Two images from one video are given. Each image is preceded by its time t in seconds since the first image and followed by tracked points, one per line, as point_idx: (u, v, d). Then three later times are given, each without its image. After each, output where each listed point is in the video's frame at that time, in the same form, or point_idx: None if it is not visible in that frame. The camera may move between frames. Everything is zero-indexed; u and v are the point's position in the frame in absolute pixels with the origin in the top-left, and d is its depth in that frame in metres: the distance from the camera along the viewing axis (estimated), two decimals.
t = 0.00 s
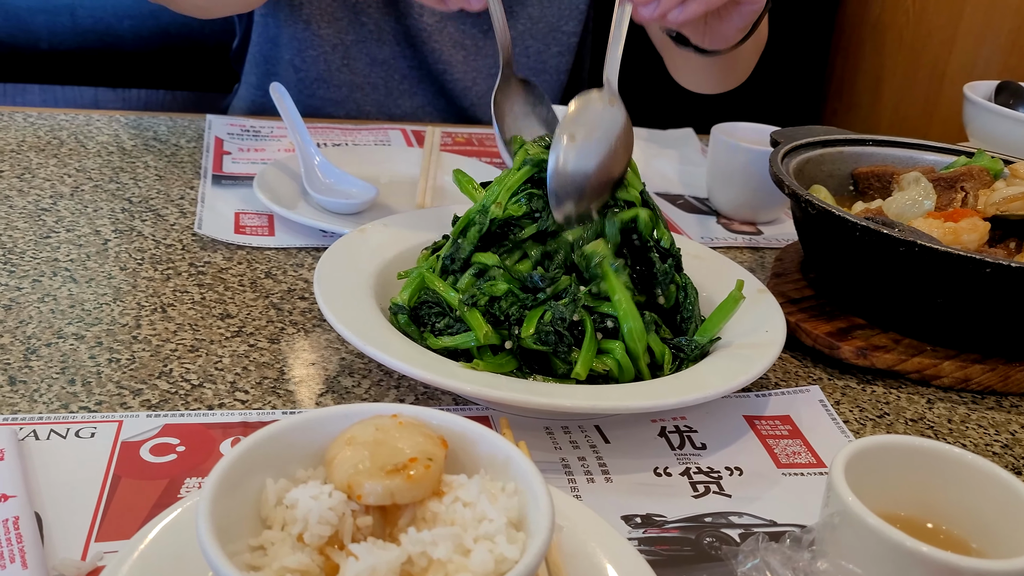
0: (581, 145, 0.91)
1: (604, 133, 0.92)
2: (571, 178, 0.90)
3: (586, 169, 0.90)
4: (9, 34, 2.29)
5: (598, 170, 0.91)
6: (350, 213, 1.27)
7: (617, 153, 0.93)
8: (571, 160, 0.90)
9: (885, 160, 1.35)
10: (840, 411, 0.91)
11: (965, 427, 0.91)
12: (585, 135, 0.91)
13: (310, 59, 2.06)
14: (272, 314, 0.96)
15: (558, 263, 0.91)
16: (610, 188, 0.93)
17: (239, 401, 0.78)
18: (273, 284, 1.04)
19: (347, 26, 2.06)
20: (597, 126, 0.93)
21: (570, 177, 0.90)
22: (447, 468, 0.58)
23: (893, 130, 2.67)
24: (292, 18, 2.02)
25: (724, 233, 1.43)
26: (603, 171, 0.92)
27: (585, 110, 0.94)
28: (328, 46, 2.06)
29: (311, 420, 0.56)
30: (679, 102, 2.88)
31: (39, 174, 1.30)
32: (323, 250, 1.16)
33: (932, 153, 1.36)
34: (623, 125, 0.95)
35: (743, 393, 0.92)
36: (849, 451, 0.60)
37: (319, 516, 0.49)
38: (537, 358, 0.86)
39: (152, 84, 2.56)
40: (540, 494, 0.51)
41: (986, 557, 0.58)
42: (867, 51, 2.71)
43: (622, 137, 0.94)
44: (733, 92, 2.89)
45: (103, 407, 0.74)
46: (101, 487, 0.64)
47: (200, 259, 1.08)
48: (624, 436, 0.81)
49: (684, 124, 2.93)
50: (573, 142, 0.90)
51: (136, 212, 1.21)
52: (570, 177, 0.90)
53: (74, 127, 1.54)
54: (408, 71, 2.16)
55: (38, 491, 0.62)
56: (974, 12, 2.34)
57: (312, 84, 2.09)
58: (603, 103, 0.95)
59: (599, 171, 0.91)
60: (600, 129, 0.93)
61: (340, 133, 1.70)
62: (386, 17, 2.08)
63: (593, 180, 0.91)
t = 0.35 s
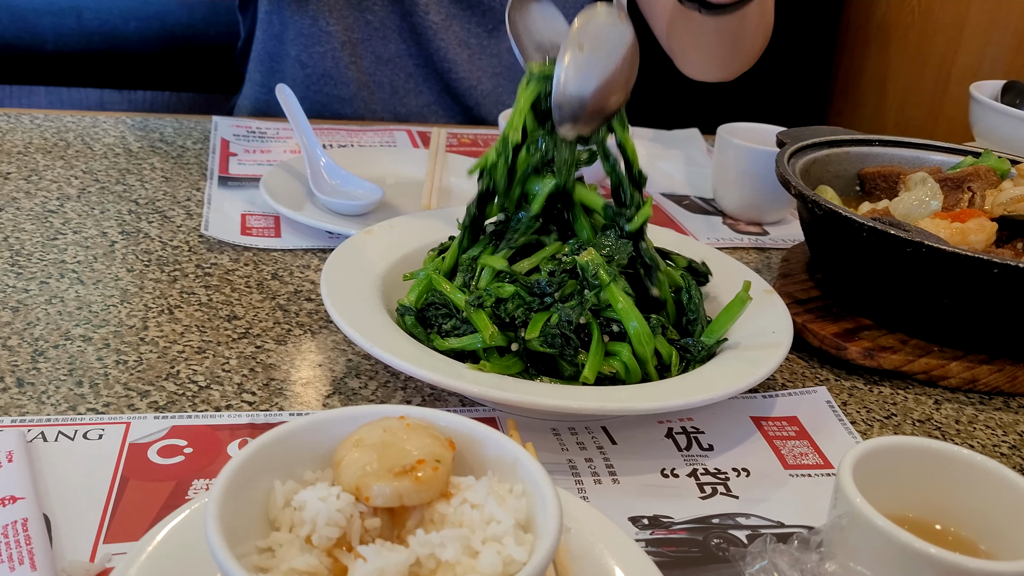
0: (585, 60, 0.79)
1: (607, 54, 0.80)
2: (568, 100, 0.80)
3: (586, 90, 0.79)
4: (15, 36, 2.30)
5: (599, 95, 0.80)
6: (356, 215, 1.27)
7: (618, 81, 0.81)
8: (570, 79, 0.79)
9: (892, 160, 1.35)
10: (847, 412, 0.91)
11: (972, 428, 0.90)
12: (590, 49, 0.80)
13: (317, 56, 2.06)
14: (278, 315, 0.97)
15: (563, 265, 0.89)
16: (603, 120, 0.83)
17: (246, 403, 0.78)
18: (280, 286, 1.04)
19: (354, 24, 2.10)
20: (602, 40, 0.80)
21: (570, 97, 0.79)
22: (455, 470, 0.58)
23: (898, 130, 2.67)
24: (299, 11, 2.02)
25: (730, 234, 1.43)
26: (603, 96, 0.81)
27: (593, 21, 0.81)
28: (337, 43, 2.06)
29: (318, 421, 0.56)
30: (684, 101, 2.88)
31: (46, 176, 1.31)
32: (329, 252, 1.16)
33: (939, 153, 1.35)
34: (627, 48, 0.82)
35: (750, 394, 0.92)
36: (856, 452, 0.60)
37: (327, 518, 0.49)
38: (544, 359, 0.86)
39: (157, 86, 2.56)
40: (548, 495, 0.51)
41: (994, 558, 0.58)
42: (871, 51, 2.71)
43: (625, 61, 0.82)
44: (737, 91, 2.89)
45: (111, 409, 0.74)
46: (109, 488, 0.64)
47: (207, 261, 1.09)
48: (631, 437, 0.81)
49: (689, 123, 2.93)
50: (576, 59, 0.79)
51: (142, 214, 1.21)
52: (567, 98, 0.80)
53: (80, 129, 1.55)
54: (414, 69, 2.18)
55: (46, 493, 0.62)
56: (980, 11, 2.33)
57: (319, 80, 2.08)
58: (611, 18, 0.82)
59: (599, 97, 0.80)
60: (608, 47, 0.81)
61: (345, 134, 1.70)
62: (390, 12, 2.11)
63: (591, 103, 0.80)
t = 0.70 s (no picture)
0: None
1: None
2: None
3: None
4: (14, 37, 2.29)
5: None
6: (355, 216, 1.27)
7: None
8: None
9: (892, 161, 1.34)
10: (847, 414, 0.90)
11: (973, 429, 0.90)
12: None
13: (323, 46, 2.05)
14: (276, 317, 0.96)
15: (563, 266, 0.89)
16: None
17: (243, 405, 0.78)
18: (278, 287, 1.04)
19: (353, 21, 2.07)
20: None
21: None
22: (453, 473, 0.58)
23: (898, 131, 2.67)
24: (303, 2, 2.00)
25: (730, 235, 1.42)
26: None
27: None
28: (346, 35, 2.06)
29: (315, 424, 0.55)
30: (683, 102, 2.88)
31: (43, 177, 1.30)
32: (328, 252, 1.16)
33: (938, 154, 1.35)
34: None
35: (749, 395, 0.91)
36: (856, 453, 0.60)
37: (324, 521, 0.49)
38: (542, 361, 0.86)
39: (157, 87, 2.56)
40: (547, 498, 0.51)
41: (996, 561, 0.58)
42: (870, 52, 2.71)
43: None
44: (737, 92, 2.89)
45: (107, 411, 0.74)
46: (105, 490, 0.64)
47: (204, 262, 1.08)
48: (630, 439, 0.81)
49: (689, 124, 2.93)
50: None
51: (140, 215, 1.21)
52: None
53: (78, 129, 1.54)
54: (414, 66, 2.18)
55: (42, 495, 0.62)
56: (981, 12, 2.33)
57: (324, 71, 2.08)
58: None
59: None
60: None
61: (344, 134, 1.70)
62: (388, 8, 2.10)
63: None
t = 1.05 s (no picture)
0: (565, 147, 0.93)
1: (586, 135, 0.96)
2: (547, 186, 0.93)
3: (561, 167, 0.93)
4: (15, 43, 2.30)
5: (577, 169, 0.94)
6: (355, 222, 1.27)
7: (593, 154, 0.96)
8: (552, 160, 0.92)
9: (891, 166, 1.34)
10: (847, 419, 0.90)
11: (973, 435, 0.90)
12: (567, 133, 0.94)
13: (316, 60, 2.07)
14: (276, 323, 0.96)
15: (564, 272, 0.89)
16: (587, 190, 0.97)
17: (244, 411, 0.78)
18: (279, 293, 1.04)
19: (350, 30, 2.09)
20: (580, 125, 0.96)
21: (549, 175, 0.92)
22: (453, 480, 0.58)
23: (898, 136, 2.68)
24: (299, 14, 2.02)
25: (730, 241, 1.42)
26: (582, 175, 0.95)
27: (571, 112, 0.97)
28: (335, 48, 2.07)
29: (315, 430, 0.55)
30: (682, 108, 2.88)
31: (44, 184, 1.31)
32: (328, 258, 1.16)
33: (938, 159, 1.35)
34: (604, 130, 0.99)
35: (749, 401, 0.91)
36: (856, 460, 0.60)
37: (323, 528, 0.49)
38: (542, 367, 0.86)
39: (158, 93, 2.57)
40: (546, 504, 0.51)
41: (996, 567, 0.57)
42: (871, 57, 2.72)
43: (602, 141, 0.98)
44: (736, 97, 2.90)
45: (108, 417, 0.74)
46: (106, 496, 0.64)
47: (206, 268, 1.09)
48: (631, 445, 0.81)
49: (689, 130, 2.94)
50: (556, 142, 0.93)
51: (141, 221, 1.21)
52: (546, 183, 0.93)
53: (79, 136, 1.55)
54: (412, 74, 2.18)
55: (42, 502, 0.62)
56: (981, 19, 2.33)
57: (318, 86, 2.09)
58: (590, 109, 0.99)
59: (581, 171, 0.95)
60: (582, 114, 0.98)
61: (345, 140, 1.71)
62: (386, 18, 2.10)
63: (575, 178, 0.95)
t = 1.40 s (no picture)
0: (600, 138, 1.02)
1: (618, 129, 1.05)
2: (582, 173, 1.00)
3: (594, 157, 1.01)
4: (18, 54, 2.32)
5: (608, 160, 1.02)
6: (356, 233, 1.27)
7: (623, 145, 1.05)
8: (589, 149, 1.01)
9: (890, 177, 1.35)
10: (846, 430, 0.91)
11: (973, 446, 0.90)
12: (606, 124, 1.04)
13: (314, 79, 2.08)
14: (278, 334, 0.97)
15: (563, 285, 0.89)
16: (616, 183, 1.04)
17: (245, 422, 0.78)
18: (280, 304, 1.05)
19: (348, 47, 2.12)
20: (615, 118, 1.05)
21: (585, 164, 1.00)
22: (453, 492, 0.58)
23: (898, 146, 2.69)
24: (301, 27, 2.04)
25: (730, 250, 1.43)
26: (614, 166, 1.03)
27: (606, 105, 1.05)
28: (333, 66, 2.09)
29: (317, 442, 0.56)
30: (681, 118, 2.90)
31: (47, 195, 1.31)
32: (330, 269, 1.17)
33: (937, 170, 1.36)
34: (638, 122, 1.07)
35: (749, 412, 0.92)
36: (855, 472, 0.60)
37: (325, 540, 0.49)
38: (543, 378, 0.86)
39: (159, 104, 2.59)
40: (547, 516, 0.51)
41: None
42: (871, 66, 2.74)
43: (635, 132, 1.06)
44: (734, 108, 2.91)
45: (110, 429, 0.75)
46: (108, 508, 0.64)
47: (207, 279, 1.09)
48: (631, 456, 0.81)
49: (688, 140, 2.95)
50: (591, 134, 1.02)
51: (144, 232, 1.22)
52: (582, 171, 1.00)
53: (81, 147, 1.56)
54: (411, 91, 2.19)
55: (44, 514, 0.62)
56: (979, 27, 2.35)
57: (317, 103, 2.11)
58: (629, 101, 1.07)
59: (608, 161, 1.02)
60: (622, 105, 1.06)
61: (346, 151, 1.72)
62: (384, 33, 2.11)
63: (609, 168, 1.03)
